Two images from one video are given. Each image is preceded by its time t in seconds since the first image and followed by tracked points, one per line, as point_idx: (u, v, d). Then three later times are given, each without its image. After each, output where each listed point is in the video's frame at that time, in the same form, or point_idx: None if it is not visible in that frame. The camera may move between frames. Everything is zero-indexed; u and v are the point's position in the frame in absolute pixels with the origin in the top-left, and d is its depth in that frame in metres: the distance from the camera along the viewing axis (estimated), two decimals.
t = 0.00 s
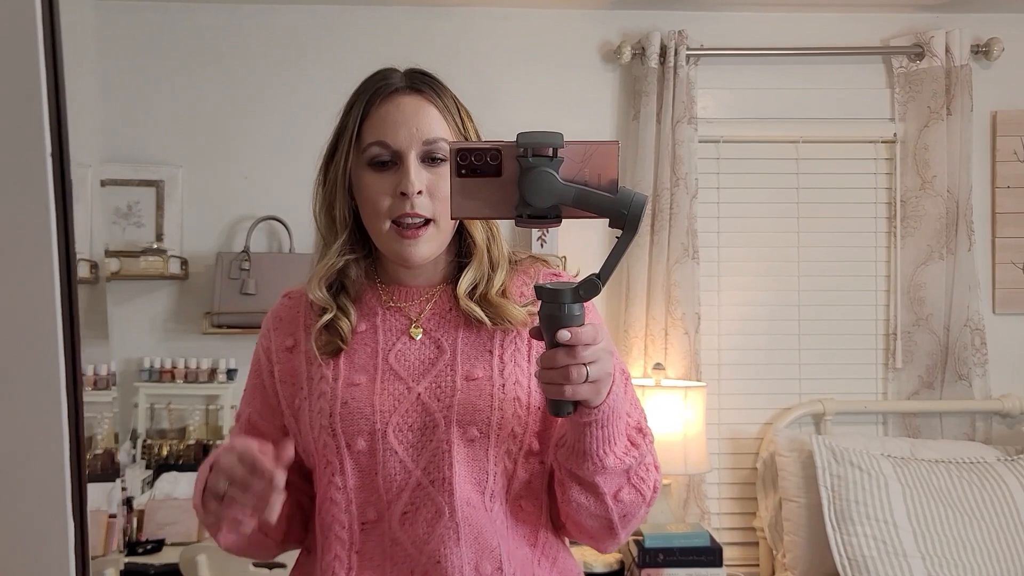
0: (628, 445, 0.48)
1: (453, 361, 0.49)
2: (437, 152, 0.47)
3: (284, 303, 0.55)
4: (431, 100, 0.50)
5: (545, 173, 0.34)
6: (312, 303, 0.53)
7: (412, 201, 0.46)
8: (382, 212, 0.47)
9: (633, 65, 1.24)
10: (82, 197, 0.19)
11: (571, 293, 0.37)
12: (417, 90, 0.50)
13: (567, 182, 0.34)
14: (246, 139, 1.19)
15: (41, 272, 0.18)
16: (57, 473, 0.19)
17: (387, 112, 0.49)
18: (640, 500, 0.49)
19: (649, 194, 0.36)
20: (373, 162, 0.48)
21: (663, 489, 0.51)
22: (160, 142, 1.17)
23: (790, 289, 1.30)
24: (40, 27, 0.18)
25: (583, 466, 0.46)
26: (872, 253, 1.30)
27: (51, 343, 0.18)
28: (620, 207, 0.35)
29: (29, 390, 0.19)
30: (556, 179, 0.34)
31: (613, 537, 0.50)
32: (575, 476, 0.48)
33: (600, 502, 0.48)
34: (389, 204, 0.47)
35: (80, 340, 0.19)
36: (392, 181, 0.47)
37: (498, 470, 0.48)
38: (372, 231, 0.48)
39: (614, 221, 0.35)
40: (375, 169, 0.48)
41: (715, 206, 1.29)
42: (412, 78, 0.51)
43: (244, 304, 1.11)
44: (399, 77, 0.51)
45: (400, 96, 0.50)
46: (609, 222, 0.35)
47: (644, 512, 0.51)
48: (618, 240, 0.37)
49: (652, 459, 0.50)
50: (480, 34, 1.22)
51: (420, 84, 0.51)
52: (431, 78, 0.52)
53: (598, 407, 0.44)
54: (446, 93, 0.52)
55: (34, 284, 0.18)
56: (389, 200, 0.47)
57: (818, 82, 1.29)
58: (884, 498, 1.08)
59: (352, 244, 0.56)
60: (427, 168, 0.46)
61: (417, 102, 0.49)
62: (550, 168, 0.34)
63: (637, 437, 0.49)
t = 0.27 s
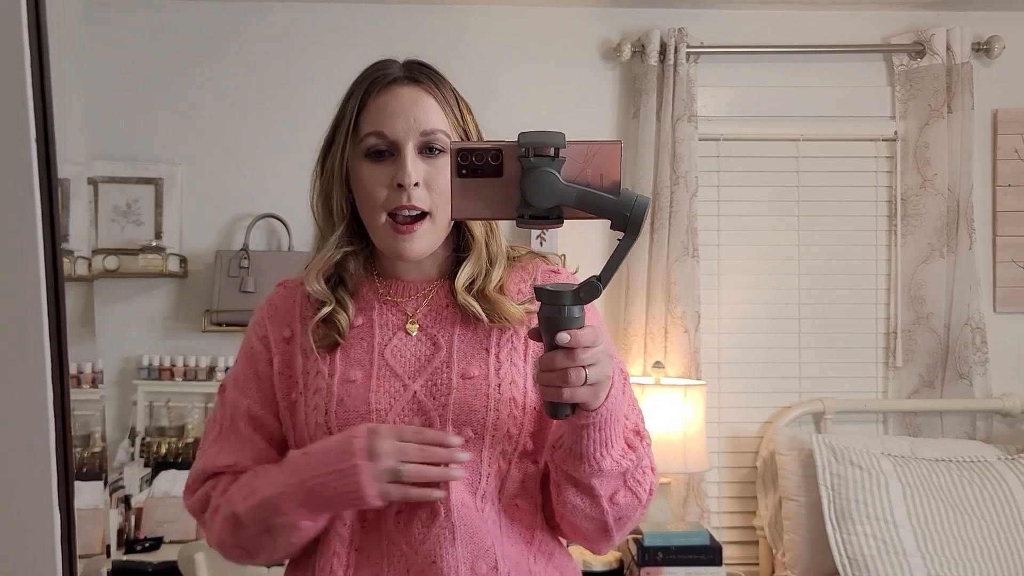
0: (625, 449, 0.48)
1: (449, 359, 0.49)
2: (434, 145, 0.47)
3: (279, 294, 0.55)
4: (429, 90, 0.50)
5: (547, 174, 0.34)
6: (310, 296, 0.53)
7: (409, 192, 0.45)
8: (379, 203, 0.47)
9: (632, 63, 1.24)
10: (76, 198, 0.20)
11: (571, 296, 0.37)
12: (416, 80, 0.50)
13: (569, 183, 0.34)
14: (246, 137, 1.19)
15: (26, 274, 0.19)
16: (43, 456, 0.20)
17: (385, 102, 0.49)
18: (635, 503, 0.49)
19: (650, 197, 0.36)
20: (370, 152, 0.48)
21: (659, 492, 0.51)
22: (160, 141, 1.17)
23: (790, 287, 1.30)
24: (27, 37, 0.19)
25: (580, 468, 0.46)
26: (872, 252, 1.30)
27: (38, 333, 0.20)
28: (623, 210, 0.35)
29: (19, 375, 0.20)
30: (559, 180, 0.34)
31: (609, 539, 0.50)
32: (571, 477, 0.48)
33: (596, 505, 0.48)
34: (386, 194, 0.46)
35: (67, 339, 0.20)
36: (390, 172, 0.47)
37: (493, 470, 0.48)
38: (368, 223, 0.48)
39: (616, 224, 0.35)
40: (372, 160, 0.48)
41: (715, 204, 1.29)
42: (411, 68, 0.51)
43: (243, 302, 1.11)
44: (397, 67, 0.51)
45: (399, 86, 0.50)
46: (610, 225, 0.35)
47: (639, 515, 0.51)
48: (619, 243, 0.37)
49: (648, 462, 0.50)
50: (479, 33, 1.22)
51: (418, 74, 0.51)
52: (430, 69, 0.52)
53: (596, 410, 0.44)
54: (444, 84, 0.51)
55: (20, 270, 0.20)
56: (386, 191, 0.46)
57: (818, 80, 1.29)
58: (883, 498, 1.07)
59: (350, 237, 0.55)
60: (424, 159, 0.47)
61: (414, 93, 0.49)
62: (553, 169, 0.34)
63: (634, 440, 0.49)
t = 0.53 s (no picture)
0: (622, 449, 0.48)
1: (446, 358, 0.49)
2: (430, 139, 0.48)
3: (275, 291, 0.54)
4: (424, 86, 0.50)
5: (548, 174, 0.34)
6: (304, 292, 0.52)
7: (406, 185, 0.45)
8: (376, 197, 0.47)
9: (632, 63, 1.24)
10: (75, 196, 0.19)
11: (569, 296, 0.38)
12: (410, 76, 0.50)
13: (570, 182, 0.34)
14: (245, 137, 1.19)
15: (22, 276, 0.19)
16: (36, 456, 0.19)
17: (380, 97, 0.49)
18: (631, 504, 0.49)
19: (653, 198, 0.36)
20: (366, 147, 0.48)
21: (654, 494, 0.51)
22: (160, 141, 1.17)
23: (789, 287, 1.30)
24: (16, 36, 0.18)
25: (576, 468, 0.46)
26: (871, 253, 1.30)
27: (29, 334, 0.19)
28: (624, 211, 0.35)
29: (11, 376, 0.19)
30: (559, 181, 0.34)
31: (604, 538, 0.50)
32: (567, 477, 0.48)
33: (592, 505, 0.48)
34: (383, 188, 0.46)
35: (58, 343, 0.19)
36: (386, 166, 0.47)
37: (491, 468, 0.48)
38: (365, 217, 0.48)
39: (617, 224, 0.35)
40: (368, 155, 0.48)
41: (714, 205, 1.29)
42: (405, 64, 0.51)
43: (243, 301, 1.11)
44: (392, 63, 0.51)
45: (393, 81, 0.50)
46: (611, 225, 0.35)
47: (634, 516, 0.51)
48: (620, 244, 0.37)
49: (644, 464, 0.50)
50: (479, 32, 1.22)
51: (413, 70, 0.51)
52: (425, 66, 0.52)
53: (593, 409, 0.45)
54: (439, 80, 0.51)
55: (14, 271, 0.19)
56: (383, 185, 0.46)
57: (817, 80, 1.29)
58: (882, 498, 1.08)
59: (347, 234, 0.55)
60: (420, 153, 0.47)
61: (410, 88, 0.49)
62: (553, 170, 0.34)
63: (631, 439, 0.49)
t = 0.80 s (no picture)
0: (621, 447, 0.48)
1: (442, 361, 0.49)
2: (430, 141, 0.48)
3: (270, 295, 0.55)
4: (423, 86, 0.50)
5: (549, 173, 0.34)
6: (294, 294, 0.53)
7: (406, 187, 0.46)
8: (375, 198, 0.47)
9: (632, 64, 1.24)
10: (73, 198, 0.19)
11: (570, 294, 0.37)
12: (409, 76, 0.50)
13: (570, 182, 0.34)
14: (245, 137, 1.19)
15: (20, 275, 0.18)
16: (33, 455, 0.19)
17: (379, 98, 0.49)
18: (630, 502, 0.49)
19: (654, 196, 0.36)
20: (366, 148, 0.48)
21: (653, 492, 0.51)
22: (160, 141, 1.17)
23: (788, 288, 1.30)
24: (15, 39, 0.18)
25: (576, 466, 0.46)
26: (871, 253, 1.30)
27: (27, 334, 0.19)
28: (624, 210, 0.35)
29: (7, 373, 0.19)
30: (560, 180, 0.34)
31: (602, 538, 0.50)
32: (566, 476, 0.48)
33: (591, 503, 0.48)
34: (383, 189, 0.46)
35: (56, 343, 0.19)
36: (385, 166, 0.47)
37: (490, 470, 0.48)
38: (364, 218, 0.48)
39: (618, 223, 0.35)
40: (367, 156, 0.48)
41: (713, 205, 1.29)
42: (403, 65, 0.51)
43: (243, 302, 1.11)
44: (391, 63, 0.51)
45: (392, 81, 0.50)
46: (611, 224, 0.35)
47: (633, 516, 0.51)
48: (621, 243, 0.37)
49: (642, 461, 0.50)
50: (479, 33, 1.22)
51: (412, 71, 0.51)
52: (423, 66, 0.52)
53: (592, 408, 0.45)
54: (438, 81, 0.52)
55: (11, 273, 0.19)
56: (382, 185, 0.47)
57: (816, 81, 1.29)
58: (882, 497, 1.08)
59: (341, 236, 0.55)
60: (419, 154, 0.47)
61: (409, 88, 0.49)
62: (554, 169, 0.34)
63: (630, 439, 0.49)
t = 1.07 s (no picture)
0: (629, 451, 0.48)
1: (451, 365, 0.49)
2: (436, 146, 0.48)
3: (276, 296, 0.54)
4: (431, 90, 0.50)
5: (551, 173, 0.34)
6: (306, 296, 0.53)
7: (409, 196, 0.45)
8: (377, 207, 0.47)
9: (637, 64, 1.24)
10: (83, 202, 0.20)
11: (575, 294, 0.37)
12: (416, 80, 0.50)
13: (573, 182, 0.34)
14: (250, 137, 1.19)
15: (35, 274, 0.19)
16: (44, 451, 0.19)
17: (386, 102, 0.49)
18: (638, 507, 0.49)
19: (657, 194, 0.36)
20: (369, 154, 0.48)
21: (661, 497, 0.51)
22: (165, 142, 1.17)
23: (794, 288, 1.30)
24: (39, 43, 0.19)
25: (583, 470, 0.46)
26: (877, 253, 1.30)
27: (49, 336, 0.19)
28: (627, 209, 0.34)
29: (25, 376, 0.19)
30: (563, 180, 0.34)
31: (611, 543, 0.50)
32: (574, 481, 0.48)
33: (599, 508, 0.48)
34: (386, 198, 0.46)
35: (79, 340, 0.19)
36: (389, 173, 0.47)
37: (499, 474, 0.48)
38: (369, 225, 0.48)
39: (622, 222, 0.35)
40: (370, 163, 0.48)
41: (718, 205, 1.29)
42: (410, 68, 0.51)
43: (248, 302, 1.12)
44: (398, 67, 0.51)
45: (399, 86, 0.50)
46: (615, 223, 0.35)
47: (642, 520, 0.50)
48: (625, 242, 0.36)
49: (651, 465, 0.50)
50: (484, 33, 1.22)
51: (418, 75, 0.51)
52: (429, 70, 0.52)
53: (599, 411, 0.44)
54: (444, 85, 0.51)
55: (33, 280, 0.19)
56: (385, 193, 0.46)
57: (822, 81, 1.29)
58: (889, 498, 1.07)
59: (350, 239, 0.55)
60: (423, 161, 0.47)
61: (415, 94, 0.49)
62: (557, 168, 0.34)
63: (638, 443, 0.49)
